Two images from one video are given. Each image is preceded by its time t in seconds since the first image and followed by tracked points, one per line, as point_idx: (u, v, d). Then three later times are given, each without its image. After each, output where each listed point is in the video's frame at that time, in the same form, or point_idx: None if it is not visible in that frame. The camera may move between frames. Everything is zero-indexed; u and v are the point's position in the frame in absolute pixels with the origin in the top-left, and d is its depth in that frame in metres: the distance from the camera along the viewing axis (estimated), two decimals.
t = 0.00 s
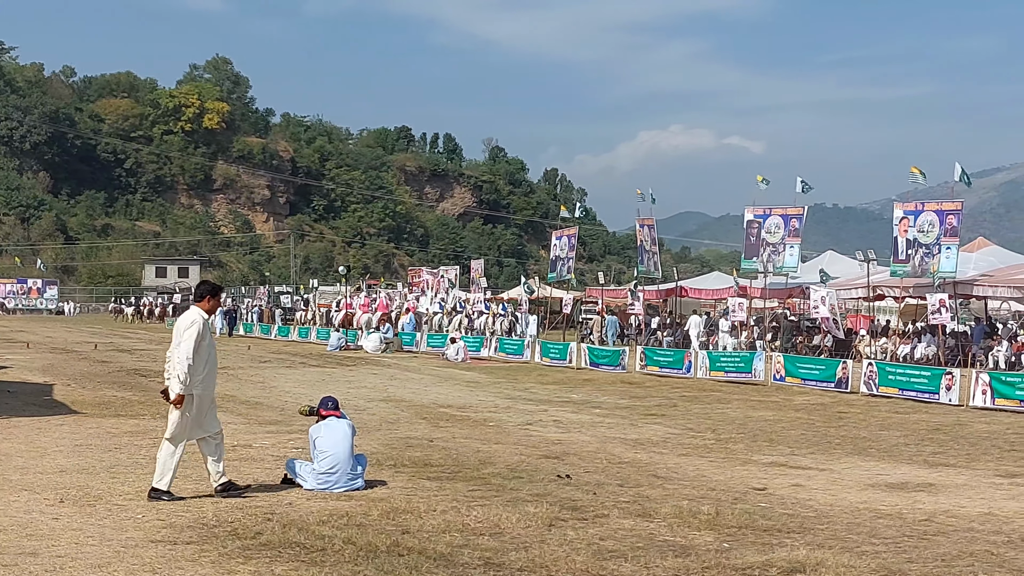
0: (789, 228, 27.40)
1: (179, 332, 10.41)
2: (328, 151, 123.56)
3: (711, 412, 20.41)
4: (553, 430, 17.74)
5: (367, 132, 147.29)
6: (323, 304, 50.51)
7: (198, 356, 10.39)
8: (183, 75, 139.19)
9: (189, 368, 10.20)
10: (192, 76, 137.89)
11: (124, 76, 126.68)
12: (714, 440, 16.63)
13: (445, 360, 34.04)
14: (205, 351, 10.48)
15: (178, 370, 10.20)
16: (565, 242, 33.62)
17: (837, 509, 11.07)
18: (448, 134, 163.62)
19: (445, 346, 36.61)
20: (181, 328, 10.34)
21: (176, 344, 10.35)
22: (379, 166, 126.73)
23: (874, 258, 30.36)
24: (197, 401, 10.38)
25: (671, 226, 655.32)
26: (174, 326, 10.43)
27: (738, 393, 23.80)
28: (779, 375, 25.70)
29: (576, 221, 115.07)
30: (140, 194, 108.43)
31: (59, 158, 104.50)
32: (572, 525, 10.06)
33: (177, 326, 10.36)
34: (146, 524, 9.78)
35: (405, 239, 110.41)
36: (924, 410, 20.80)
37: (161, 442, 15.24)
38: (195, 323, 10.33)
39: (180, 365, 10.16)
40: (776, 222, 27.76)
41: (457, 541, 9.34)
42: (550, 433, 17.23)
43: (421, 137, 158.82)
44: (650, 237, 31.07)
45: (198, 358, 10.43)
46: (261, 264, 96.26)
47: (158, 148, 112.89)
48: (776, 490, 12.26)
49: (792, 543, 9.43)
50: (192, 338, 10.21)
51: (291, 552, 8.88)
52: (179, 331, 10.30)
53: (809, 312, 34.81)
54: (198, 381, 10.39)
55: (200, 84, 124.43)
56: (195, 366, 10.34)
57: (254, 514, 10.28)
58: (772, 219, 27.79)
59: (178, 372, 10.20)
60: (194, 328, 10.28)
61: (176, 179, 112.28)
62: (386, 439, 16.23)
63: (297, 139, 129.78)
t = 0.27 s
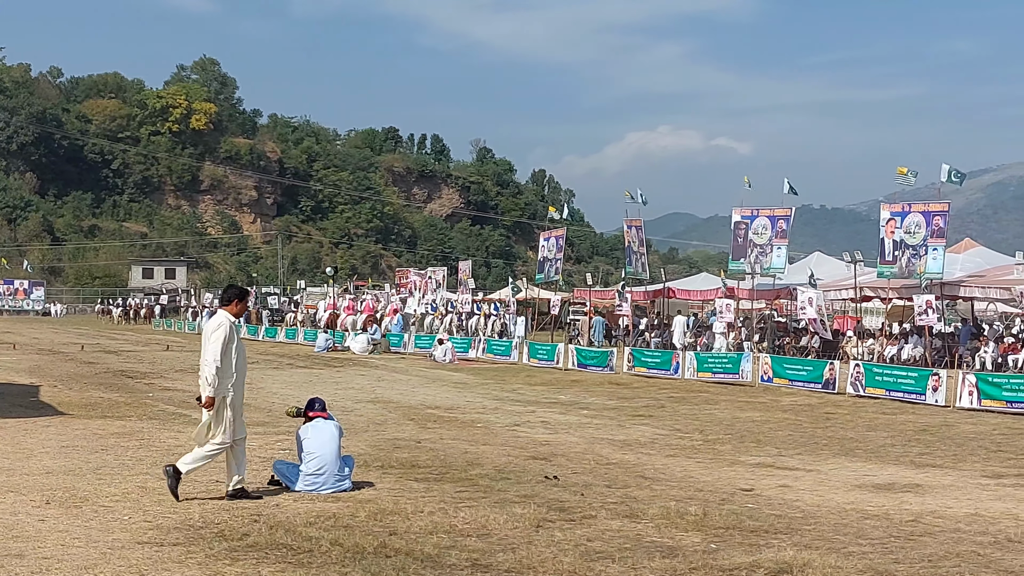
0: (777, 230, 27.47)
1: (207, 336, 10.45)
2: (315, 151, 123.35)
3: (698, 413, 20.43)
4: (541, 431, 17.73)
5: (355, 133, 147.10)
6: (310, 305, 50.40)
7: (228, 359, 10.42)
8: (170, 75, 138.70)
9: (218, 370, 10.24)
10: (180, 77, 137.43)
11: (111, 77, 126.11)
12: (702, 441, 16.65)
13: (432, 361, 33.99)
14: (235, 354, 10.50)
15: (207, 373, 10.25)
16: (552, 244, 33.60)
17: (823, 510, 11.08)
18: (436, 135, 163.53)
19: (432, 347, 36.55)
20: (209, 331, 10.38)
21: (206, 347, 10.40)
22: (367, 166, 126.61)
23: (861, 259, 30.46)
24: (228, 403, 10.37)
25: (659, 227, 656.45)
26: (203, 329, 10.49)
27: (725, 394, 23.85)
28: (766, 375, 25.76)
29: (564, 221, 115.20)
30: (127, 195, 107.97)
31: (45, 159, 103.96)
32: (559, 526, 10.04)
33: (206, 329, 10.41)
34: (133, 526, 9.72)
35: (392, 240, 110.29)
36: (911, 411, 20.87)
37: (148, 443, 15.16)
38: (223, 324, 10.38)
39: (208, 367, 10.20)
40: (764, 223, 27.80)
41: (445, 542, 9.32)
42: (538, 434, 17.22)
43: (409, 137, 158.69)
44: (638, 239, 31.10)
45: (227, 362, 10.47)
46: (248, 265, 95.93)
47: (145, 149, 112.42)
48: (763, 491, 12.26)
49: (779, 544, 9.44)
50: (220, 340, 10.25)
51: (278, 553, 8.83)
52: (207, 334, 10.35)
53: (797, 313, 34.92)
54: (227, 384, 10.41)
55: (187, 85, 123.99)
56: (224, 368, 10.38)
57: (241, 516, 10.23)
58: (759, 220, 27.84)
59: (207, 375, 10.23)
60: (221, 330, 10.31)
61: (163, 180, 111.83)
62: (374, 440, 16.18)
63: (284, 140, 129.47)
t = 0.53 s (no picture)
0: (772, 230, 27.51)
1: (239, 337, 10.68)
2: (311, 152, 123.33)
3: (695, 413, 20.44)
4: (538, 431, 17.73)
5: (351, 133, 147.00)
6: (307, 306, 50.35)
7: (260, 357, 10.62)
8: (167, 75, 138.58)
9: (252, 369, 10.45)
10: (176, 77, 137.25)
11: (107, 77, 125.90)
12: (698, 441, 16.66)
13: (428, 361, 33.99)
14: (267, 353, 10.69)
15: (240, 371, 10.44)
16: (549, 244, 33.58)
17: (820, 510, 11.09)
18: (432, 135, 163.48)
19: (428, 348, 36.55)
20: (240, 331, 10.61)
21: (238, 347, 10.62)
22: (363, 167, 126.62)
23: (857, 260, 30.50)
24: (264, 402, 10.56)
25: (656, 228, 656.66)
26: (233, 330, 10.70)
27: (721, 395, 23.85)
28: (762, 376, 25.77)
29: (561, 222, 115.23)
30: (123, 195, 107.86)
31: (42, 159, 103.81)
32: (556, 526, 10.04)
33: (236, 329, 10.63)
34: (129, 526, 9.71)
35: (389, 240, 110.32)
36: (907, 411, 20.90)
37: (144, 444, 15.15)
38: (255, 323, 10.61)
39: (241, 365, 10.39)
40: (759, 224, 27.83)
41: (441, 543, 9.30)
42: (535, 434, 17.23)
43: (405, 138, 158.65)
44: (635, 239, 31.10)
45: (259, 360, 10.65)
46: (244, 266, 95.89)
47: (141, 149, 112.25)
48: (759, 491, 12.27)
49: (775, 544, 9.44)
50: (254, 338, 10.48)
51: (274, 553, 8.83)
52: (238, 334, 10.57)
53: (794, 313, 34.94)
54: (261, 382, 10.61)
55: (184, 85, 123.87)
56: (257, 367, 10.58)
57: (237, 517, 10.22)
58: (754, 221, 27.87)
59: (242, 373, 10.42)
60: (255, 328, 10.54)
61: (159, 180, 111.68)
62: (370, 441, 16.18)
63: (281, 140, 129.35)
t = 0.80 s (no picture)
0: (756, 230, 27.60)
1: (263, 341, 10.81)
2: (296, 151, 122.98)
3: (680, 413, 20.48)
4: (522, 431, 17.70)
5: (336, 133, 146.62)
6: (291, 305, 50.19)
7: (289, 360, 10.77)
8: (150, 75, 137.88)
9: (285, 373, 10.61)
10: (160, 76, 136.54)
11: (91, 76, 125.12)
12: (683, 441, 16.67)
13: (413, 361, 33.91)
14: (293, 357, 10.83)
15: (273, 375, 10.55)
16: (534, 244, 33.57)
17: (804, 510, 11.12)
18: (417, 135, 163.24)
19: (413, 347, 36.48)
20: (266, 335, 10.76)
21: (264, 350, 10.77)
22: (348, 167, 126.37)
23: (840, 260, 30.63)
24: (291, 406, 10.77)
25: (640, 228, 657.80)
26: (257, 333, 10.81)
27: (705, 395, 23.89)
28: (747, 376, 25.85)
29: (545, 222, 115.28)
30: (107, 194, 107.24)
31: (25, 158, 103.06)
32: (541, 525, 10.03)
33: (264, 334, 10.76)
34: (112, 526, 9.64)
35: (373, 240, 110.18)
36: (890, 411, 20.99)
37: (128, 443, 15.05)
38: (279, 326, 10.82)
39: (275, 370, 10.51)
40: (744, 224, 27.93)
41: (426, 543, 9.27)
42: (519, 434, 17.21)
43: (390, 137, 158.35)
44: (619, 239, 31.13)
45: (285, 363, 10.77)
46: (229, 265, 95.55)
47: (125, 148, 111.60)
48: (743, 490, 12.30)
49: (759, 543, 9.46)
50: (285, 343, 10.63)
51: (258, 553, 8.78)
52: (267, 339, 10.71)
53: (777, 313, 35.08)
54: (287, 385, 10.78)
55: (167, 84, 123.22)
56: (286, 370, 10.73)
57: (221, 516, 10.16)
58: (739, 221, 27.98)
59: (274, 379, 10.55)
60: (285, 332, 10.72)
61: (143, 180, 111.05)
62: (355, 440, 16.12)
63: (265, 140, 128.90)
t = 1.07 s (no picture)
0: (745, 230, 27.63)
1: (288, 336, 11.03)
2: (284, 151, 122.63)
3: (669, 413, 20.48)
4: (511, 431, 17.67)
5: (324, 132, 146.26)
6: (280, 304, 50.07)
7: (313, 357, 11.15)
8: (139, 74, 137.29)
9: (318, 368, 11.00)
10: (148, 76, 136.08)
11: (79, 75, 124.46)
12: (671, 441, 16.67)
13: (401, 360, 33.85)
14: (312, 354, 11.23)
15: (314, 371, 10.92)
16: (522, 244, 33.54)
17: (792, 509, 11.13)
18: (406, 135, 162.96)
19: (401, 347, 36.42)
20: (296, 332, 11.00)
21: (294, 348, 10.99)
22: (336, 166, 126.12)
23: (829, 260, 30.69)
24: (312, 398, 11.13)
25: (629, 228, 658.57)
26: (281, 328, 11.00)
27: (694, 394, 23.90)
28: (736, 376, 25.89)
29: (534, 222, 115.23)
30: (95, 193, 106.69)
31: (12, 158, 102.45)
32: (529, 525, 10.01)
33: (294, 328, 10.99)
34: (100, 526, 9.58)
35: (362, 239, 110.03)
36: (879, 410, 21.04)
37: (115, 443, 14.95)
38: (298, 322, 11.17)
39: (316, 366, 10.86)
40: (733, 224, 27.97)
41: (414, 542, 9.25)
42: (508, 434, 17.18)
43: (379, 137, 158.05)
44: (608, 239, 31.12)
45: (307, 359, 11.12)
46: (217, 265, 95.26)
47: (113, 148, 111.04)
48: (732, 490, 12.30)
49: (748, 543, 9.47)
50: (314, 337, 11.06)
51: (246, 553, 8.74)
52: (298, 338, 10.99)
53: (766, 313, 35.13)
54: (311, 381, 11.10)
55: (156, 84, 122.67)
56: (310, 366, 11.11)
57: (209, 516, 10.11)
58: (728, 221, 28.01)
59: (314, 374, 10.89)
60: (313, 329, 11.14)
61: (131, 179, 110.51)
62: (343, 440, 16.07)
63: (254, 140, 128.61)
